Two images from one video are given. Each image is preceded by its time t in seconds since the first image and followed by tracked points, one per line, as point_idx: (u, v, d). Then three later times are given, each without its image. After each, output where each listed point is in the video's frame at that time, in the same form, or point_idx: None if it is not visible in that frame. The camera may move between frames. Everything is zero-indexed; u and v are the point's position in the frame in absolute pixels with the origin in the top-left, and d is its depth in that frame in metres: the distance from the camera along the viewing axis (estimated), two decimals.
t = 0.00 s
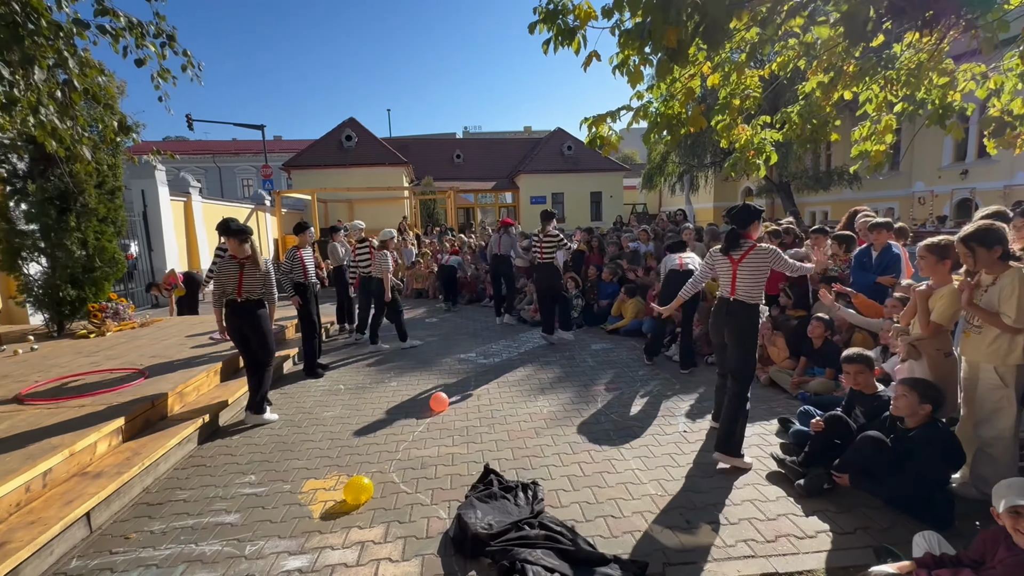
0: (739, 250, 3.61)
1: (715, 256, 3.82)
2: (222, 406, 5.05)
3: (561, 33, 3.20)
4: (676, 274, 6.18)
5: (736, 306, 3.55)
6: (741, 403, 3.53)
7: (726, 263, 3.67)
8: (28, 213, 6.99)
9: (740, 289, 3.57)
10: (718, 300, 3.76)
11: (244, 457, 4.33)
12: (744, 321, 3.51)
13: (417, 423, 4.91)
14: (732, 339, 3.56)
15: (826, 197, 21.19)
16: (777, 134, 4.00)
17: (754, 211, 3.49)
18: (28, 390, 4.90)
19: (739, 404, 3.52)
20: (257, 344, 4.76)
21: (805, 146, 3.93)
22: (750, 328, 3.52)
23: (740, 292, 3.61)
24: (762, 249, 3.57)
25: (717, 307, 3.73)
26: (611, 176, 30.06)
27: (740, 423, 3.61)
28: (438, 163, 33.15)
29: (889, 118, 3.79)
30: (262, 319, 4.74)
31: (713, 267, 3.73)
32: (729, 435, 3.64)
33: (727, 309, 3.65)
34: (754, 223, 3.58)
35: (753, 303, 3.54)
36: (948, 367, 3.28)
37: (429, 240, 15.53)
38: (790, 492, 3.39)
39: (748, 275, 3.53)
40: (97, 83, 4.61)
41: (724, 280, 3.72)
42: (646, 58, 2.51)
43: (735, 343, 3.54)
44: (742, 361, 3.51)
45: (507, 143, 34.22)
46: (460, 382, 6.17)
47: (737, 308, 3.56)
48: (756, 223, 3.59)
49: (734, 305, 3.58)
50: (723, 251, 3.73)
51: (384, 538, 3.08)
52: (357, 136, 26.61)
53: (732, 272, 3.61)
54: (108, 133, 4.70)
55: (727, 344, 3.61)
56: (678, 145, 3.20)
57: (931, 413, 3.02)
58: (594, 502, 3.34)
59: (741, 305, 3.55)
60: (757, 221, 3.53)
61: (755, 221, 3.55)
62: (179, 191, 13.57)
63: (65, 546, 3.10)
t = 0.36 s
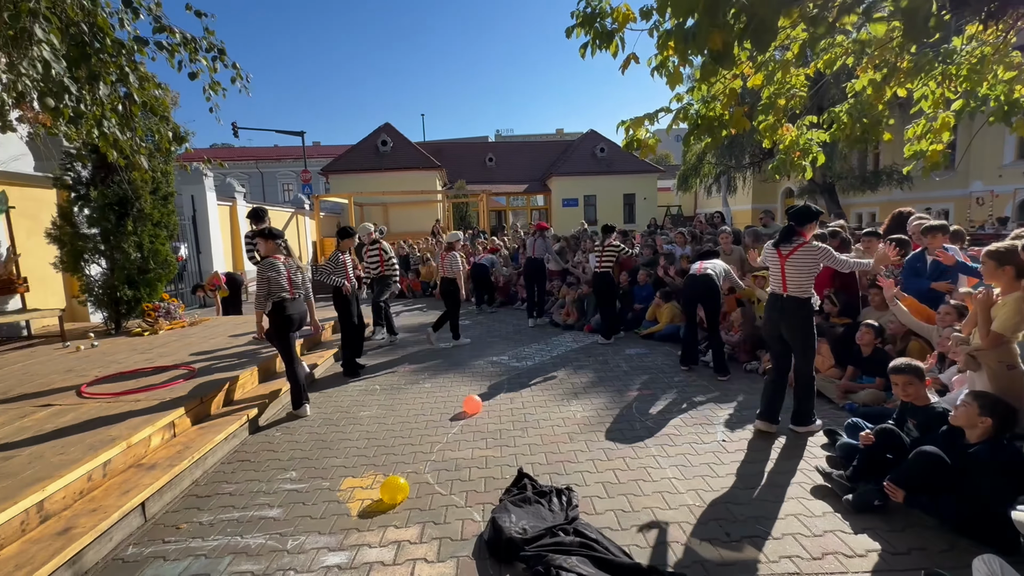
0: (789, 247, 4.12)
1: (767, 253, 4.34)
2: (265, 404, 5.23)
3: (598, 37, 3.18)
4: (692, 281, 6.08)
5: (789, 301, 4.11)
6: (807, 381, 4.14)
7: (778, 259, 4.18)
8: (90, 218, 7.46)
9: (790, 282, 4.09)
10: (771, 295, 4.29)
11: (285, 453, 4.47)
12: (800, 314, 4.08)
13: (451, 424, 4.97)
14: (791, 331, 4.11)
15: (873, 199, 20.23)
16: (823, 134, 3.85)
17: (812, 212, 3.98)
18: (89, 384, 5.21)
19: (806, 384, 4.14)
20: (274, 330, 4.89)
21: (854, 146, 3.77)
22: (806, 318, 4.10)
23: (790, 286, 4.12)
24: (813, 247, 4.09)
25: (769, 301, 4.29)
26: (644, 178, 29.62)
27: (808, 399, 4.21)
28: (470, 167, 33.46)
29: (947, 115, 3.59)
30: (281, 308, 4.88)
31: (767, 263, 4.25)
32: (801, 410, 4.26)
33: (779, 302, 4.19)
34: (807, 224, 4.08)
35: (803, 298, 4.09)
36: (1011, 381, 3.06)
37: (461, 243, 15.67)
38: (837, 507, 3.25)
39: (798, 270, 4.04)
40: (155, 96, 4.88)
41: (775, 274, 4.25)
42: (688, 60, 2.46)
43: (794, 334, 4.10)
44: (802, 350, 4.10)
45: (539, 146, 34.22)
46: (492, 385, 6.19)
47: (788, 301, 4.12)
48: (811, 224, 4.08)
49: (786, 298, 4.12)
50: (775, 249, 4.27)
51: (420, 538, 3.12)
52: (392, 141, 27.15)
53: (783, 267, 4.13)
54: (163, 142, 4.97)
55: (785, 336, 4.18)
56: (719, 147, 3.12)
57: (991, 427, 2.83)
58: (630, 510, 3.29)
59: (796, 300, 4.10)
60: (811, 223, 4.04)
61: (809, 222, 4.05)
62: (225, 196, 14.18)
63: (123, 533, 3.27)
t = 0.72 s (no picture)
0: (844, 258, 4.23)
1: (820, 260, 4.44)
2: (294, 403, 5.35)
3: (627, 40, 3.16)
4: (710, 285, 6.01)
5: (833, 309, 4.25)
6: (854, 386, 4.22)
7: (828, 266, 4.31)
8: (129, 220, 7.75)
9: (836, 292, 4.22)
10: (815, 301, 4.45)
11: (313, 451, 4.57)
12: (846, 322, 4.22)
13: (474, 426, 4.99)
14: (835, 336, 4.25)
15: (908, 201, 19.55)
16: (858, 136, 3.75)
17: (871, 227, 4.10)
18: (127, 380, 5.41)
19: (852, 388, 4.22)
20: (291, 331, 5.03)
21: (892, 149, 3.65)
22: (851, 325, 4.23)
23: (835, 295, 4.25)
24: (869, 262, 4.18)
25: (815, 309, 4.42)
26: (668, 180, 29.27)
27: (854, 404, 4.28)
28: (492, 169, 33.59)
29: (992, 116, 3.46)
30: (295, 309, 4.98)
31: (818, 269, 4.36)
32: (846, 415, 4.30)
33: (822, 310, 4.34)
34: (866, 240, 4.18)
35: (847, 307, 4.23)
36: None
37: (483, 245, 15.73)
38: (872, 521, 3.15)
39: (848, 283, 4.17)
40: (192, 103, 5.05)
41: (822, 282, 4.37)
42: (720, 63, 2.43)
43: (839, 339, 4.23)
44: (848, 355, 4.21)
45: (561, 148, 34.14)
46: (515, 388, 6.20)
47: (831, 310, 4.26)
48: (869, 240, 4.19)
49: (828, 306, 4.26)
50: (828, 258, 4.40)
51: (444, 539, 3.15)
52: (416, 144, 27.46)
53: (833, 277, 4.25)
54: (200, 148, 5.14)
55: (831, 341, 4.31)
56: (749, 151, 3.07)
57: None
58: (655, 518, 3.26)
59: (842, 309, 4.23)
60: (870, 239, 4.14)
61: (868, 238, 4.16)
62: (254, 199, 14.55)
63: (159, 526, 3.39)
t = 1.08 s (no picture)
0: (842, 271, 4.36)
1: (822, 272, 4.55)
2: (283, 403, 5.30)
3: (622, 43, 3.18)
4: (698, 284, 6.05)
5: (826, 313, 4.32)
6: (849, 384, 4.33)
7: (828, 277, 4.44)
8: (116, 216, 7.64)
9: (833, 298, 4.31)
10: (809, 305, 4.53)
11: (303, 452, 4.53)
12: (836, 326, 4.29)
13: (466, 427, 4.99)
14: (825, 340, 4.34)
15: (894, 205, 19.86)
16: (846, 141, 3.80)
17: (866, 245, 4.22)
18: (113, 379, 5.32)
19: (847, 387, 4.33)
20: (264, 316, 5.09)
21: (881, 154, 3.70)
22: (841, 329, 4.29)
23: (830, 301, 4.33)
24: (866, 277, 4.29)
25: (807, 314, 4.50)
26: (659, 181, 29.45)
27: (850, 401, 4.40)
28: (484, 169, 33.55)
29: (978, 123, 3.53)
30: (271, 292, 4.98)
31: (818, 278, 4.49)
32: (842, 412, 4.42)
33: (815, 313, 4.42)
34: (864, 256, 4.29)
35: (840, 312, 4.29)
36: None
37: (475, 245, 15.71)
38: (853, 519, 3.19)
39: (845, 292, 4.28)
40: (181, 99, 4.98)
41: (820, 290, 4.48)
42: (714, 68, 2.45)
43: (830, 343, 4.31)
44: (840, 357, 4.30)
45: (553, 148, 34.19)
46: (506, 388, 6.20)
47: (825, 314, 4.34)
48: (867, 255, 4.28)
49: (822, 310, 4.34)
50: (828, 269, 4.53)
51: (436, 540, 3.14)
52: (408, 143, 27.35)
53: (832, 285, 4.36)
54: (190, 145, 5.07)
55: (821, 345, 4.39)
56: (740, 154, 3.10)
57: (1017, 442, 2.79)
58: (646, 518, 3.28)
59: (833, 314, 4.30)
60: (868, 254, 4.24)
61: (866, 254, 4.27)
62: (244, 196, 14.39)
63: (147, 528, 3.35)
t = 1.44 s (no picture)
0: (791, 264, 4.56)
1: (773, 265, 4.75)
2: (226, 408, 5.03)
3: (575, 42, 3.19)
4: (648, 282, 6.21)
5: (774, 304, 4.53)
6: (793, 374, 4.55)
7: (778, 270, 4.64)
8: (34, 208, 7.01)
9: (782, 289, 4.52)
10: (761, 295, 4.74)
11: (247, 458, 4.31)
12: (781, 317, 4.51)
13: (420, 427, 4.90)
14: (771, 331, 4.56)
15: (829, 207, 21.16)
16: (786, 146, 3.99)
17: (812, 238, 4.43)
18: (30, 385, 4.88)
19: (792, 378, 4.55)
20: (173, 304, 4.94)
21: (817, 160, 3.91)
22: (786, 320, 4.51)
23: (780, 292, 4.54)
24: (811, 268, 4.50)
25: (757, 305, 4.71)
26: (614, 182, 30.08)
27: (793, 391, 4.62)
28: (441, 165, 33.17)
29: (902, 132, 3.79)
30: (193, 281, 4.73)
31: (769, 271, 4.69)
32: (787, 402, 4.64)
33: (765, 304, 4.62)
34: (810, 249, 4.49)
35: (787, 302, 4.51)
36: (959, 386, 3.27)
37: (432, 242, 15.50)
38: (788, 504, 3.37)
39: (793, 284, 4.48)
40: (109, 82, 4.61)
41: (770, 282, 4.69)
42: (664, 70, 2.50)
43: (776, 334, 4.53)
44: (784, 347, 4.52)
45: (511, 147, 34.24)
46: (462, 387, 6.15)
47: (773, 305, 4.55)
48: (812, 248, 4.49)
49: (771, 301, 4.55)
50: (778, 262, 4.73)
51: (388, 545, 3.06)
52: (362, 137, 26.64)
53: (780, 278, 4.56)
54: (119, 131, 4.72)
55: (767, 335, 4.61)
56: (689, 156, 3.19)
57: (906, 421, 3.06)
58: (599, 513, 3.32)
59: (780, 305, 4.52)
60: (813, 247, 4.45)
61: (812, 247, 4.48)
62: (183, 188, 13.56)
63: (68, 546, 3.08)
